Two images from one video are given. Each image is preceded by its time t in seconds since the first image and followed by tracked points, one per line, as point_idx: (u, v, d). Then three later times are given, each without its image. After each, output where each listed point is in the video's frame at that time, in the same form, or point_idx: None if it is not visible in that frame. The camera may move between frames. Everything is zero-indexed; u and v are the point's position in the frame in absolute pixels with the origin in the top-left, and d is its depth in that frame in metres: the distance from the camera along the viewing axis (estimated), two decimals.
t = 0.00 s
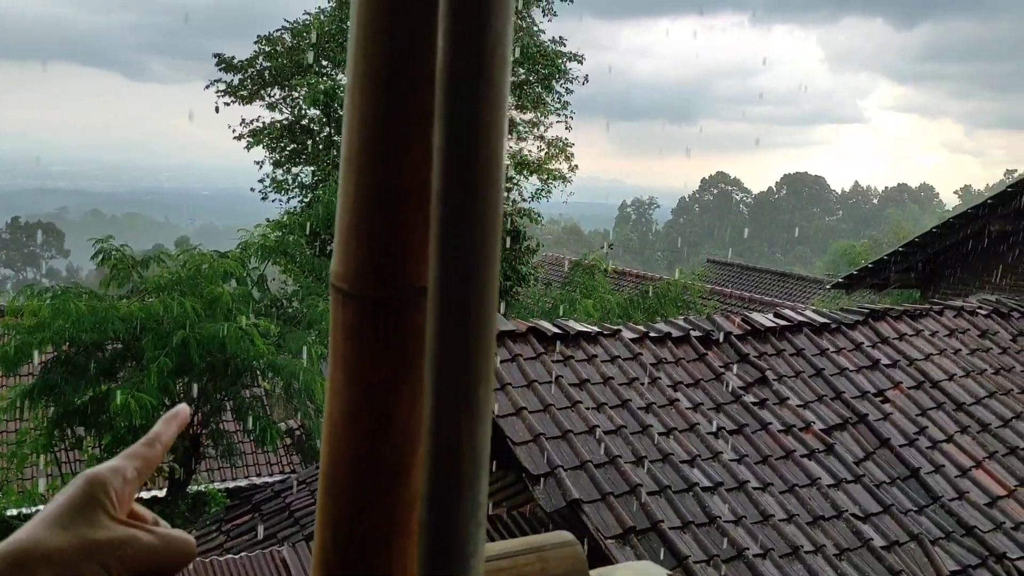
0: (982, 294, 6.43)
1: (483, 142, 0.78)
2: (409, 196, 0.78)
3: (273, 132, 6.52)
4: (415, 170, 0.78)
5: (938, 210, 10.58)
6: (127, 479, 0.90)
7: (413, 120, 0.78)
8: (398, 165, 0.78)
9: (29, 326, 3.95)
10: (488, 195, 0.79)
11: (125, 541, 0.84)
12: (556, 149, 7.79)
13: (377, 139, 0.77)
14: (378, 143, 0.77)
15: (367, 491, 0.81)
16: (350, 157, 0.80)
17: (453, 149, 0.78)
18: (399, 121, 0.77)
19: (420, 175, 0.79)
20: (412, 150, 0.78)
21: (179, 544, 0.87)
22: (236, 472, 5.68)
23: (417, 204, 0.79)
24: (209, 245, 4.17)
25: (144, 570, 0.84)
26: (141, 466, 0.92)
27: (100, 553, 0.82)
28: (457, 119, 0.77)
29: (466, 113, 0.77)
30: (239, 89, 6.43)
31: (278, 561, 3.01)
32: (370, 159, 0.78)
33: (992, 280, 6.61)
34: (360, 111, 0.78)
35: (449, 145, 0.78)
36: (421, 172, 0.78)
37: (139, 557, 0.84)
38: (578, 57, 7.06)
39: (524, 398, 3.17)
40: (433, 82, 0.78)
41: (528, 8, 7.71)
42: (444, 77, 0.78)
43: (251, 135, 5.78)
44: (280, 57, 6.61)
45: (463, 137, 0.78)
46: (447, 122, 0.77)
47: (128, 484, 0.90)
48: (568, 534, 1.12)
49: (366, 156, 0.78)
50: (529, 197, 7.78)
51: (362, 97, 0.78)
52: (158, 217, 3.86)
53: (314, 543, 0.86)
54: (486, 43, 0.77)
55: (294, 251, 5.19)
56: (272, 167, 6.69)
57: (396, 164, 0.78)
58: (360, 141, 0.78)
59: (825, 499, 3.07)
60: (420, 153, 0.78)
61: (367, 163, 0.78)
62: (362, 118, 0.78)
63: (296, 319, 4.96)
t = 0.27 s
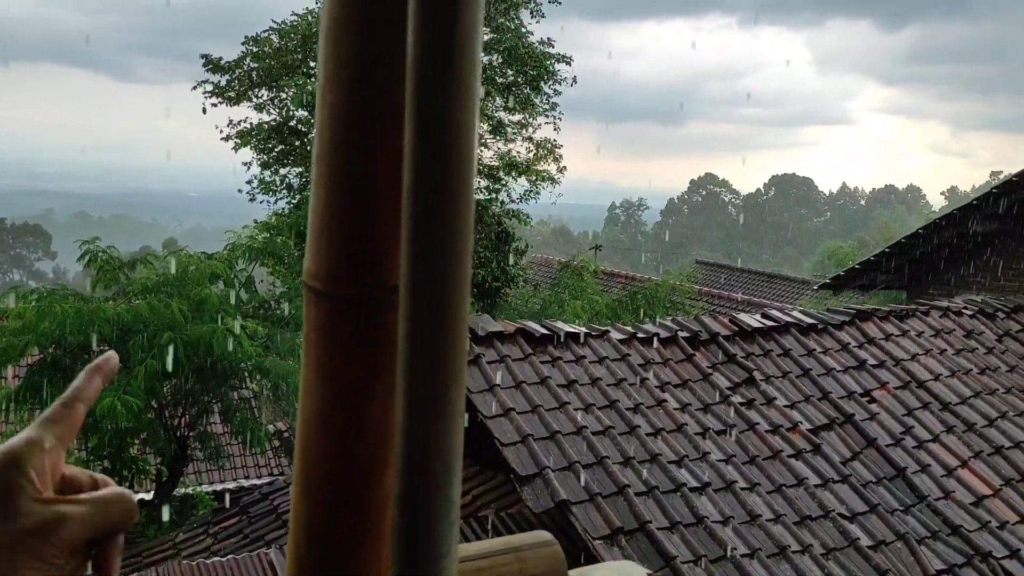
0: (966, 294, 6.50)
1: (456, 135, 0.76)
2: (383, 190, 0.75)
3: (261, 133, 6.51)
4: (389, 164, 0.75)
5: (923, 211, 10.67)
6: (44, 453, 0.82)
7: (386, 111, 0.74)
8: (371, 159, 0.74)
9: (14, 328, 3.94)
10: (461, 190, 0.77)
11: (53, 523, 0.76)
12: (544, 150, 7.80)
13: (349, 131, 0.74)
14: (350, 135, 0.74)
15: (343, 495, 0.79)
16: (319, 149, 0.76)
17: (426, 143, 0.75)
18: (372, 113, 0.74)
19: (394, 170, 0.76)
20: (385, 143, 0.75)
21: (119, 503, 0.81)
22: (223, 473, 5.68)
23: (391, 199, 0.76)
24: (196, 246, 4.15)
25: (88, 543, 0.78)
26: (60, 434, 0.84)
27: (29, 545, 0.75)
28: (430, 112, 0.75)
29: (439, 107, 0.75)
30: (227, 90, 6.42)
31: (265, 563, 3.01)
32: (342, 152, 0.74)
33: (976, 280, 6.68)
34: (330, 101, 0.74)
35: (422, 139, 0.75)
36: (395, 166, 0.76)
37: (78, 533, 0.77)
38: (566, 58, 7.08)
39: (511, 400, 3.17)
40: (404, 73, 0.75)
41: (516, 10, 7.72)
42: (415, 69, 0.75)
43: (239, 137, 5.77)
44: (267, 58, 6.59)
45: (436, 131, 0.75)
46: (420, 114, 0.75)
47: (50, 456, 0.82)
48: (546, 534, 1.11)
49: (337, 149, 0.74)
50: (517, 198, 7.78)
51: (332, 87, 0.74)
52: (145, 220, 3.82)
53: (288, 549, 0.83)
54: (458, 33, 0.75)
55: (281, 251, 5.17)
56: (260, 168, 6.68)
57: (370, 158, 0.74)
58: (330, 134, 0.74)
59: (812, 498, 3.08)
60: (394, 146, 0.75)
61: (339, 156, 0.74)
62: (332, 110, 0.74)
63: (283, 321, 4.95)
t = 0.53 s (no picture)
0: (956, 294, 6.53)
1: (446, 129, 0.74)
2: (372, 188, 0.75)
3: (253, 134, 6.50)
4: (378, 162, 0.75)
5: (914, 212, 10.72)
6: None
7: (376, 111, 0.74)
8: (359, 157, 0.74)
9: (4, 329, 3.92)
10: (451, 186, 0.75)
11: None
12: (537, 151, 7.81)
13: (338, 129, 0.74)
14: (339, 133, 0.74)
15: (331, 496, 0.78)
16: (310, 147, 0.76)
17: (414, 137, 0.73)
18: (361, 112, 0.74)
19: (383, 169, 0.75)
20: (373, 142, 0.74)
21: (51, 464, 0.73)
22: (215, 475, 5.66)
23: (380, 197, 0.75)
24: (188, 246, 4.13)
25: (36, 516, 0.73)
26: None
27: None
28: (418, 106, 0.73)
29: (427, 101, 0.73)
30: (218, 91, 6.40)
31: (257, 564, 3.00)
32: (331, 150, 0.74)
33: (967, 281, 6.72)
34: (319, 100, 0.74)
35: (410, 134, 0.73)
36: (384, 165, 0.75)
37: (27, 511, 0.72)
38: (558, 59, 7.09)
39: (503, 400, 3.17)
40: (394, 70, 0.74)
41: (509, 10, 7.73)
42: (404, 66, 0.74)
43: (231, 137, 5.76)
44: (259, 58, 6.58)
45: (424, 125, 0.73)
46: (409, 110, 0.73)
47: None
48: (538, 533, 1.10)
49: (326, 148, 0.74)
50: (509, 199, 7.78)
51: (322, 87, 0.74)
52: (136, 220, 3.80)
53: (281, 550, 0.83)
54: (448, 28, 0.73)
55: (273, 251, 5.15)
56: (252, 169, 6.67)
57: (358, 156, 0.74)
58: (321, 133, 0.75)
59: (803, 498, 3.08)
60: (383, 144, 0.75)
61: (328, 155, 0.74)
62: (322, 109, 0.74)
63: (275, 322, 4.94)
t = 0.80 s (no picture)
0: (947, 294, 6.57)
1: (431, 120, 0.69)
2: (357, 186, 0.73)
3: (244, 134, 6.49)
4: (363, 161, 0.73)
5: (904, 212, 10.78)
6: None
7: (361, 108, 0.72)
8: (344, 154, 0.73)
9: None
10: (435, 182, 0.70)
11: None
12: (529, 151, 7.81)
13: (324, 126, 0.73)
14: (325, 130, 0.73)
15: (315, 492, 0.78)
16: (301, 143, 0.75)
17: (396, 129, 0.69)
18: (347, 110, 0.72)
19: (371, 166, 0.73)
20: (360, 138, 0.73)
21: None
22: (206, 476, 5.64)
23: (367, 195, 0.74)
24: (180, 247, 4.11)
25: None
26: None
27: None
28: (400, 99, 0.68)
29: (413, 94, 0.68)
30: (209, 90, 6.38)
31: (249, 564, 2.99)
32: (317, 147, 0.73)
33: (957, 280, 6.76)
34: (309, 97, 0.74)
35: (391, 127, 0.69)
36: (371, 162, 0.73)
37: None
38: (550, 59, 7.10)
39: (496, 400, 3.17)
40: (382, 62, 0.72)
41: (501, 11, 7.73)
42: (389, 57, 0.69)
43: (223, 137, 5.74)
44: (250, 58, 6.56)
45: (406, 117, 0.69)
46: (389, 101, 0.69)
47: None
48: (528, 533, 1.10)
49: (313, 144, 0.74)
50: (501, 199, 7.79)
51: (311, 84, 0.74)
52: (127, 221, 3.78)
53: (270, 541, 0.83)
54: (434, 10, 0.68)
55: (264, 251, 5.13)
56: (243, 169, 6.66)
57: (343, 154, 0.73)
58: (309, 130, 0.74)
59: (795, 497, 3.09)
60: (370, 141, 0.73)
61: (315, 150, 0.74)
62: (311, 104, 0.74)
63: (267, 322, 4.93)
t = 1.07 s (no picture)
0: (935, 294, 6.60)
1: (412, 114, 0.68)
2: (338, 183, 0.73)
3: (233, 134, 6.46)
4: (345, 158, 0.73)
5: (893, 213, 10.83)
6: None
7: (343, 104, 0.72)
8: (325, 149, 0.72)
9: None
10: (417, 177, 0.69)
11: None
12: (520, 151, 7.81)
13: (305, 122, 0.72)
14: (306, 126, 0.72)
15: (296, 493, 0.77)
16: (281, 138, 0.74)
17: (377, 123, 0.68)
18: (328, 106, 0.72)
19: (352, 162, 0.73)
20: (342, 134, 0.72)
21: None
22: (195, 476, 5.62)
23: (348, 191, 0.73)
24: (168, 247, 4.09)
25: None
26: None
27: None
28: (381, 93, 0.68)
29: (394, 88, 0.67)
30: (198, 90, 6.35)
31: (238, 566, 2.98)
32: (298, 143, 0.73)
33: (945, 280, 6.80)
34: (290, 91, 0.73)
35: (372, 123, 0.68)
36: (353, 158, 0.73)
37: None
38: (541, 60, 7.11)
39: (486, 401, 3.16)
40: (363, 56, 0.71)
41: (491, 10, 7.73)
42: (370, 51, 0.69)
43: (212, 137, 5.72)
44: (240, 58, 6.53)
45: (387, 111, 0.68)
46: (370, 95, 0.68)
47: None
48: (516, 533, 1.08)
49: (293, 140, 0.73)
50: (491, 199, 7.80)
51: (292, 79, 0.73)
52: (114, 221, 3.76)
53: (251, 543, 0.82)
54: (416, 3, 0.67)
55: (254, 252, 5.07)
56: (233, 169, 6.63)
57: (324, 150, 0.72)
58: (289, 125, 0.73)
59: (785, 497, 3.09)
60: (351, 137, 0.72)
61: (297, 145, 0.73)
62: (292, 100, 0.73)
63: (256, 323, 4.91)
